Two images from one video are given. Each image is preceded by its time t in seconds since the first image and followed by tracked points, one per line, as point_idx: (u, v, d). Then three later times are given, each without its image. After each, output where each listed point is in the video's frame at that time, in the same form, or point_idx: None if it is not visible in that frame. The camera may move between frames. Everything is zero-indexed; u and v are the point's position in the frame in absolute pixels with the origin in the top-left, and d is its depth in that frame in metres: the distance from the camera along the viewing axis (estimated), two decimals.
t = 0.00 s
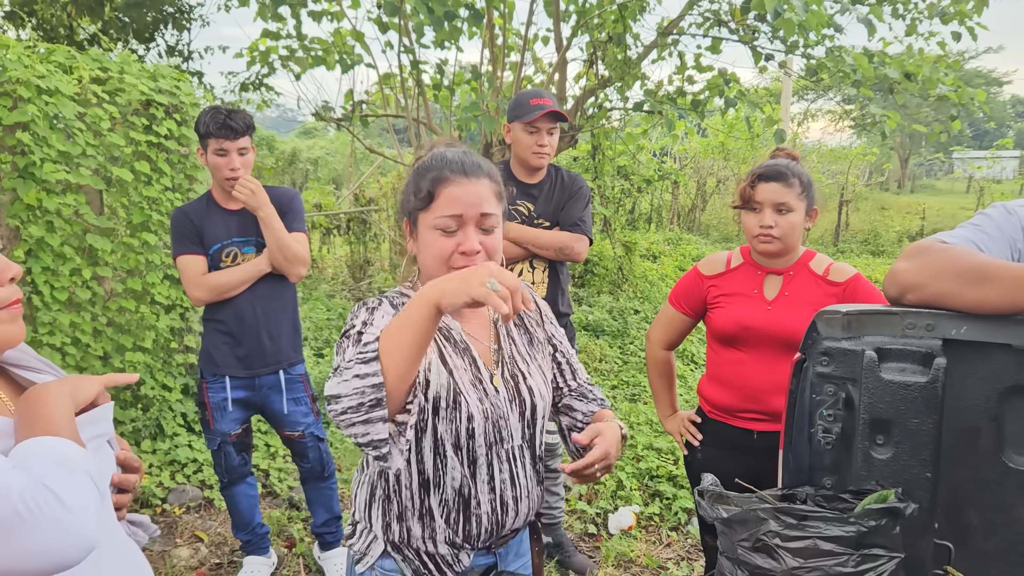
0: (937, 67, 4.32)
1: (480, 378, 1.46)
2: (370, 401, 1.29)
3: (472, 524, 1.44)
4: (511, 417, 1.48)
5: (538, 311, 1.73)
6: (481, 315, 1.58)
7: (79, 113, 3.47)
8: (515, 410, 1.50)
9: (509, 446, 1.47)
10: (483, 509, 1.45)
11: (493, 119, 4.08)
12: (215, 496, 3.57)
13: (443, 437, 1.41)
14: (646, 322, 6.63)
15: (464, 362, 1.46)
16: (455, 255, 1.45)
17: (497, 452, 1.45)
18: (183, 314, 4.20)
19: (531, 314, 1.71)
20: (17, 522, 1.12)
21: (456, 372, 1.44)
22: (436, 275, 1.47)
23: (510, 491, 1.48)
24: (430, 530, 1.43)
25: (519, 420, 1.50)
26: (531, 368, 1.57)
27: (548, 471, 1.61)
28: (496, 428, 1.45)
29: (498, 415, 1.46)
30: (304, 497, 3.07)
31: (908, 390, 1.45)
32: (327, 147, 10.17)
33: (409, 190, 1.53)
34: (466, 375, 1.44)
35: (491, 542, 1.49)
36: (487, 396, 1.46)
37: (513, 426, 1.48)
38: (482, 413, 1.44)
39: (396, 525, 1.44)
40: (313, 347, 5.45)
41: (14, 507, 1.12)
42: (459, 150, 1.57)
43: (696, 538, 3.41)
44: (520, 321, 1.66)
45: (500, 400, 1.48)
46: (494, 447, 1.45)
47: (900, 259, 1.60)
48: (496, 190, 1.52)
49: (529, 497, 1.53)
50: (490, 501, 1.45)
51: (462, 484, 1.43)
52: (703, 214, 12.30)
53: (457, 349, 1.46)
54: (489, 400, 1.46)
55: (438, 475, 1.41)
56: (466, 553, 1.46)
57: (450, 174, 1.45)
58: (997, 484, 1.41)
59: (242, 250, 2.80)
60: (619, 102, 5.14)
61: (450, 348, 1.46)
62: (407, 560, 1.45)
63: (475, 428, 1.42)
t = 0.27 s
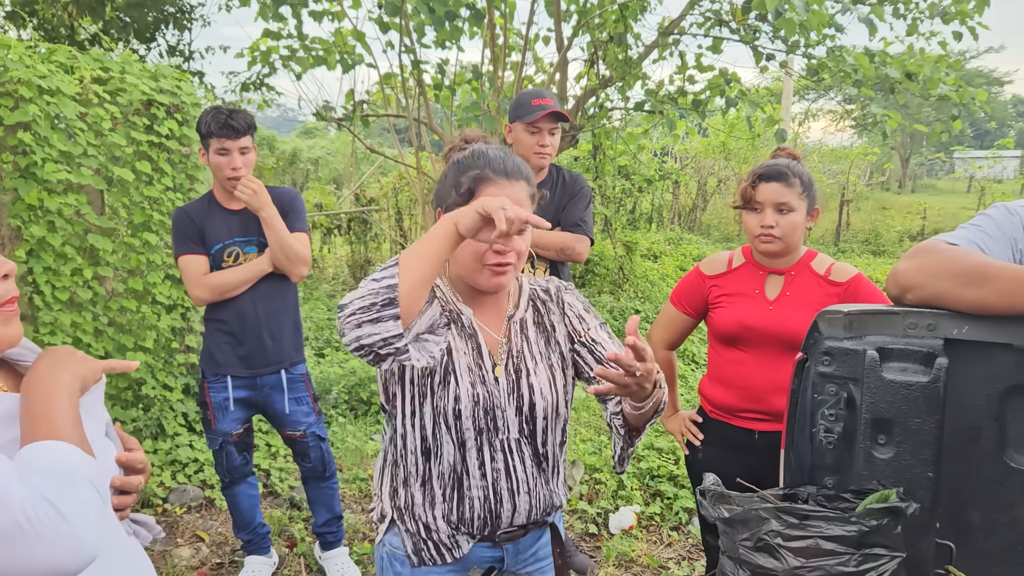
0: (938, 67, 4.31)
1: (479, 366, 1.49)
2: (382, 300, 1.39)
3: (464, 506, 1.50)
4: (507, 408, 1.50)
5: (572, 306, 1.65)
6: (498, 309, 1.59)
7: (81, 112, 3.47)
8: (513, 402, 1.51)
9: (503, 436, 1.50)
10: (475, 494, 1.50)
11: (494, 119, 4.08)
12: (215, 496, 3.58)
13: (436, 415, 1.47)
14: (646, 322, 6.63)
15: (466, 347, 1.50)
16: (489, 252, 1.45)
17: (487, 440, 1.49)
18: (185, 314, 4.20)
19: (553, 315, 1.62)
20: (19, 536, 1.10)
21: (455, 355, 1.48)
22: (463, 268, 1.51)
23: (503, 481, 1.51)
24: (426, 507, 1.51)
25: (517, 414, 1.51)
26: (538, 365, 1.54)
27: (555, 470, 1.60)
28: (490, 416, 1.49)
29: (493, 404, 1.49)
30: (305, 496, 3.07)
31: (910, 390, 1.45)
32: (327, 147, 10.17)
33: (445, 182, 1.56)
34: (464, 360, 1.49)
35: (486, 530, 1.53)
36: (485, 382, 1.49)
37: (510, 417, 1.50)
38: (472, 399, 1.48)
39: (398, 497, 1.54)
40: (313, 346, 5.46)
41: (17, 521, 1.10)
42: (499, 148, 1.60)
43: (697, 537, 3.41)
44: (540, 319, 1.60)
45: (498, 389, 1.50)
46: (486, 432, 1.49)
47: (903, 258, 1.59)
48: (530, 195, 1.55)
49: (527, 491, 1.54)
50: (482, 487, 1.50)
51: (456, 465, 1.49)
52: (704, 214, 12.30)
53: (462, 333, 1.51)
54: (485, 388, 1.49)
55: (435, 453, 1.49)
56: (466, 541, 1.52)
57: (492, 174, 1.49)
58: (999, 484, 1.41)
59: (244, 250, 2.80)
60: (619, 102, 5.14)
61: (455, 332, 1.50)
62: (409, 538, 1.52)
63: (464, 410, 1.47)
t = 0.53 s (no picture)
0: (938, 66, 4.30)
1: (470, 356, 1.54)
2: (349, 278, 1.58)
3: (445, 494, 1.54)
4: (492, 401, 1.52)
5: (588, 315, 1.61)
6: (508, 306, 1.61)
7: (81, 113, 3.47)
8: (500, 397, 1.52)
9: (487, 430, 1.52)
10: (457, 484, 1.54)
11: (494, 119, 4.08)
12: (215, 496, 3.57)
13: (425, 400, 1.55)
14: (646, 322, 6.63)
15: (464, 337, 1.56)
16: (495, 248, 1.51)
17: (470, 430, 1.53)
18: (185, 314, 4.20)
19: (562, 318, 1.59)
20: (18, 564, 1.11)
21: (449, 343, 1.56)
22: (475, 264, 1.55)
23: (483, 476, 1.52)
24: (414, 490, 1.58)
25: (502, 408, 1.52)
26: (533, 364, 1.53)
27: (546, 477, 1.55)
28: (474, 406, 1.52)
29: (478, 395, 1.52)
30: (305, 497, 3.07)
31: (910, 390, 1.45)
32: (327, 147, 10.17)
33: (462, 181, 1.61)
34: (456, 350, 1.55)
35: (468, 524, 1.55)
36: (473, 373, 1.53)
37: (495, 411, 1.52)
38: (457, 387, 1.53)
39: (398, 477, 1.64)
40: (313, 347, 5.46)
41: (13, 549, 1.09)
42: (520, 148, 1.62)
43: (697, 538, 3.41)
44: (548, 322, 1.58)
45: (486, 382, 1.52)
46: (469, 423, 1.52)
47: (905, 258, 1.59)
48: (544, 195, 1.55)
49: (510, 491, 1.53)
50: (463, 478, 1.53)
51: (439, 453, 1.55)
52: (704, 214, 12.29)
53: (463, 323, 1.57)
54: (472, 378, 1.53)
55: (425, 437, 1.56)
56: (453, 533, 1.55)
57: (504, 172, 1.52)
58: (1000, 484, 1.41)
59: (244, 250, 2.80)
60: (620, 102, 5.14)
61: (456, 322, 1.58)
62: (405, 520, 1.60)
63: (447, 397, 1.53)
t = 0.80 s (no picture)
0: (939, 66, 4.29)
1: (464, 353, 1.54)
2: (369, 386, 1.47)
3: (433, 490, 1.55)
4: (482, 397, 1.52)
5: (587, 322, 1.59)
6: (509, 305, 1.60)
7: (80, 113, 3.47)
8: (490, 392, 1.52)
9: (477, 425, 1.52)
10: (445, 480, 1.54)
11: (494, 119, 4.08)
12: (215, 496, 3.57)
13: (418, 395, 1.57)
14: (647, 323, 6.63)
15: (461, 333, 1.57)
16: (488, 250, 1.51)
17: (460, 425, 1.53)
18: (185, 314, 4.20)
19: (559, 320, 1.58)
20: None
21: (442, 340, 1.57)
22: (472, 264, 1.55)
23: (470, 472, 1.52)
24: (405, 485, 1.59)
25: (491, 402, 1.52)
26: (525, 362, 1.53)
27: (536, 477, 1.53)
28: (463, 401, 1.53)
29: (467, 390, 1.53)
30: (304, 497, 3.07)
31: (909, 391, 1.45)
32: (328, 147, 10.16)
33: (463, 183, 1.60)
34: (450, 346, 1.56)
35: (456, 521, 1.55)
36: (465, 368, 1.53)
37: (485, 406, 1.52)
38: (448, 381, 1.54)
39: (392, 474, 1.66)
40: (313, 347, 5.45)
41: None
42: (520, 147, 1.59)
43: (697, 538, 3.41)
44: (546, 323, 1.57)
45: (478, 378, 1.53)
46: (459, 418, 1.53)
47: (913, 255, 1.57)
48: (540, 196, 1.52)
49: (497, 489, 1.52)
50: (451, 474, 1.53)
51: (428, 449, 1.56)
52: (705, 213, 12.28)
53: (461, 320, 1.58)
54: (463, 373, 1.53)
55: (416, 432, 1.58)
56: (443, 531, 1.56)
57: (498, 173, 1.50)
58: (999, 485, 1.41)
59: (243, 250, 2.80)
60: (620, 102, 5.13)
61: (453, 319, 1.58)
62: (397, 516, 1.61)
63: (438, 391, 1.54)
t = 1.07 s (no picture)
0: (940, 66, 4.28)
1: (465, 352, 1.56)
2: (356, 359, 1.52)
3: (435, 492, 1.55)
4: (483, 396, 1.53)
5: (584, 320, 1.59)
6: (507, 306, 1.61)
7: (81, 114, 3.47)
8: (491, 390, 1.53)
9: (477, 425, 1.53)
10: (446, 481, 1.54)
11: (495, 119, 4.09)
12: (216, 497, 3.58)
13: (419, 396, 1.58)
14: (648, 323, 6.63)
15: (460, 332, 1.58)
16: (484, 251, 1.51)
17: (461, 425, 1.53)
18: (186, 314, 4.21)
19: (559, 319, 1.58)
20: None
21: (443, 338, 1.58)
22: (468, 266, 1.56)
23: (472, 472, 1.53)
24: (407, 489, 1.59)
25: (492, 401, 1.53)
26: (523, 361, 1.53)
27: (539, 477, 1.53)
28: (464, 400, 1.53)
29: (468, 388, 1.53)
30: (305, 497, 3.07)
31: (911, 391, 1.45)
32: (330, 147, 10.16)
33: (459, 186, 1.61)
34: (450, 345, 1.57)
35: (458, 522, 1.55)
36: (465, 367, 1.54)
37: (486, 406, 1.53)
38: (448, 381, 1.54)
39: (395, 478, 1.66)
40: (314, 347, 5.46)
41: None
42: (515, 148, 1.58)
43: (698, 538, 3.41)
44: (544, 323, 1.57)
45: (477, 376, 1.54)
46: (460, 417, 1.53)
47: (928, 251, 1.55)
48: (534, 197, 1.52)
49: (499, 490, 1.52)
50: (452, 475, 1.54)
51: (429, 450, 1.56)
52: (706, 214, 12.28)
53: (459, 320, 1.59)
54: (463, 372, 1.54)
55: (417, 434, 1.58)
56: (445, 533, 1.56)
57: (491, 175, 1.50)
58: (1000, 485, 1.41)
59: (244, 250, 2.80)
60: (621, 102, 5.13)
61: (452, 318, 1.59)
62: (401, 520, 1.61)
63: (438, 390, 1.55)
